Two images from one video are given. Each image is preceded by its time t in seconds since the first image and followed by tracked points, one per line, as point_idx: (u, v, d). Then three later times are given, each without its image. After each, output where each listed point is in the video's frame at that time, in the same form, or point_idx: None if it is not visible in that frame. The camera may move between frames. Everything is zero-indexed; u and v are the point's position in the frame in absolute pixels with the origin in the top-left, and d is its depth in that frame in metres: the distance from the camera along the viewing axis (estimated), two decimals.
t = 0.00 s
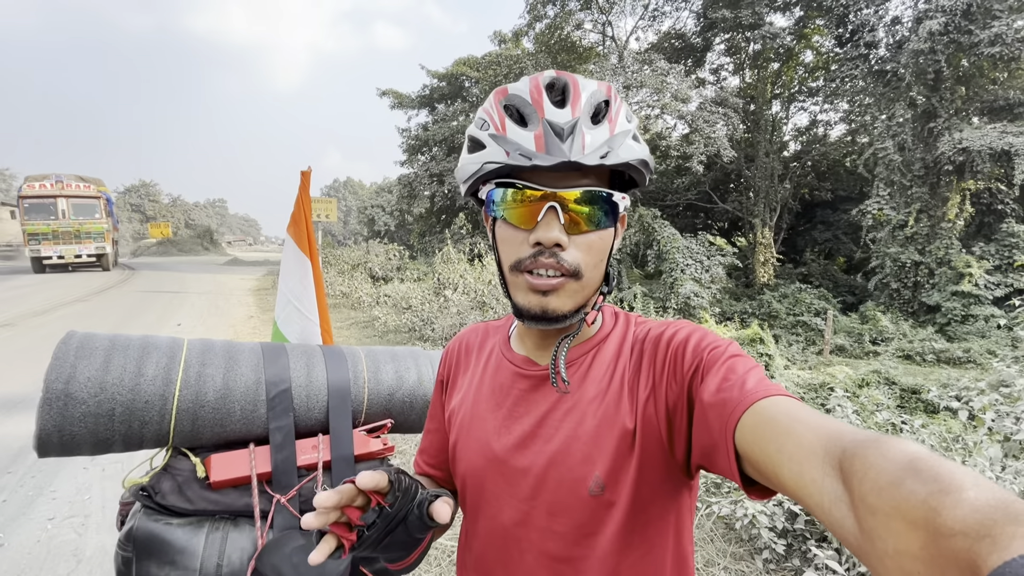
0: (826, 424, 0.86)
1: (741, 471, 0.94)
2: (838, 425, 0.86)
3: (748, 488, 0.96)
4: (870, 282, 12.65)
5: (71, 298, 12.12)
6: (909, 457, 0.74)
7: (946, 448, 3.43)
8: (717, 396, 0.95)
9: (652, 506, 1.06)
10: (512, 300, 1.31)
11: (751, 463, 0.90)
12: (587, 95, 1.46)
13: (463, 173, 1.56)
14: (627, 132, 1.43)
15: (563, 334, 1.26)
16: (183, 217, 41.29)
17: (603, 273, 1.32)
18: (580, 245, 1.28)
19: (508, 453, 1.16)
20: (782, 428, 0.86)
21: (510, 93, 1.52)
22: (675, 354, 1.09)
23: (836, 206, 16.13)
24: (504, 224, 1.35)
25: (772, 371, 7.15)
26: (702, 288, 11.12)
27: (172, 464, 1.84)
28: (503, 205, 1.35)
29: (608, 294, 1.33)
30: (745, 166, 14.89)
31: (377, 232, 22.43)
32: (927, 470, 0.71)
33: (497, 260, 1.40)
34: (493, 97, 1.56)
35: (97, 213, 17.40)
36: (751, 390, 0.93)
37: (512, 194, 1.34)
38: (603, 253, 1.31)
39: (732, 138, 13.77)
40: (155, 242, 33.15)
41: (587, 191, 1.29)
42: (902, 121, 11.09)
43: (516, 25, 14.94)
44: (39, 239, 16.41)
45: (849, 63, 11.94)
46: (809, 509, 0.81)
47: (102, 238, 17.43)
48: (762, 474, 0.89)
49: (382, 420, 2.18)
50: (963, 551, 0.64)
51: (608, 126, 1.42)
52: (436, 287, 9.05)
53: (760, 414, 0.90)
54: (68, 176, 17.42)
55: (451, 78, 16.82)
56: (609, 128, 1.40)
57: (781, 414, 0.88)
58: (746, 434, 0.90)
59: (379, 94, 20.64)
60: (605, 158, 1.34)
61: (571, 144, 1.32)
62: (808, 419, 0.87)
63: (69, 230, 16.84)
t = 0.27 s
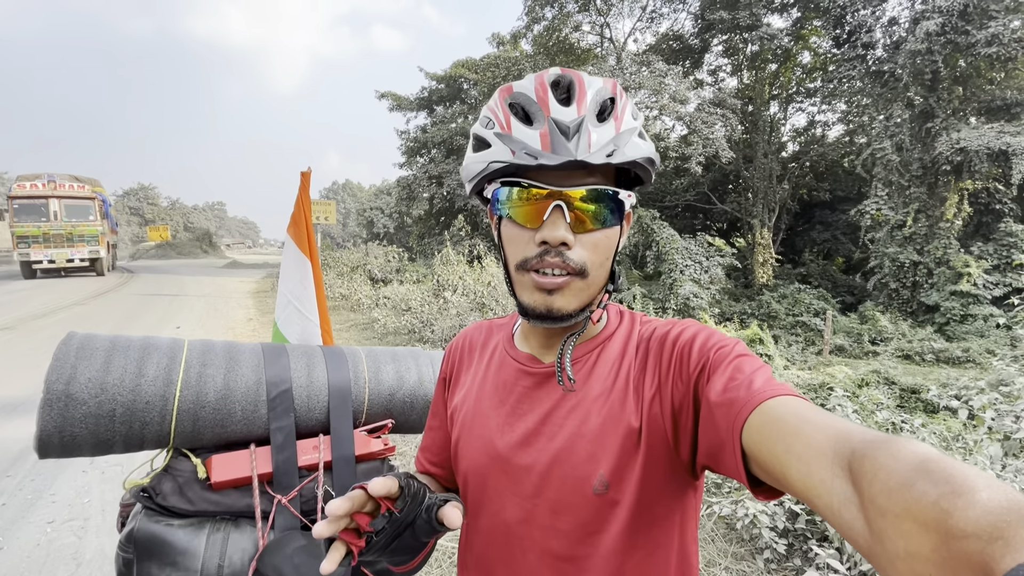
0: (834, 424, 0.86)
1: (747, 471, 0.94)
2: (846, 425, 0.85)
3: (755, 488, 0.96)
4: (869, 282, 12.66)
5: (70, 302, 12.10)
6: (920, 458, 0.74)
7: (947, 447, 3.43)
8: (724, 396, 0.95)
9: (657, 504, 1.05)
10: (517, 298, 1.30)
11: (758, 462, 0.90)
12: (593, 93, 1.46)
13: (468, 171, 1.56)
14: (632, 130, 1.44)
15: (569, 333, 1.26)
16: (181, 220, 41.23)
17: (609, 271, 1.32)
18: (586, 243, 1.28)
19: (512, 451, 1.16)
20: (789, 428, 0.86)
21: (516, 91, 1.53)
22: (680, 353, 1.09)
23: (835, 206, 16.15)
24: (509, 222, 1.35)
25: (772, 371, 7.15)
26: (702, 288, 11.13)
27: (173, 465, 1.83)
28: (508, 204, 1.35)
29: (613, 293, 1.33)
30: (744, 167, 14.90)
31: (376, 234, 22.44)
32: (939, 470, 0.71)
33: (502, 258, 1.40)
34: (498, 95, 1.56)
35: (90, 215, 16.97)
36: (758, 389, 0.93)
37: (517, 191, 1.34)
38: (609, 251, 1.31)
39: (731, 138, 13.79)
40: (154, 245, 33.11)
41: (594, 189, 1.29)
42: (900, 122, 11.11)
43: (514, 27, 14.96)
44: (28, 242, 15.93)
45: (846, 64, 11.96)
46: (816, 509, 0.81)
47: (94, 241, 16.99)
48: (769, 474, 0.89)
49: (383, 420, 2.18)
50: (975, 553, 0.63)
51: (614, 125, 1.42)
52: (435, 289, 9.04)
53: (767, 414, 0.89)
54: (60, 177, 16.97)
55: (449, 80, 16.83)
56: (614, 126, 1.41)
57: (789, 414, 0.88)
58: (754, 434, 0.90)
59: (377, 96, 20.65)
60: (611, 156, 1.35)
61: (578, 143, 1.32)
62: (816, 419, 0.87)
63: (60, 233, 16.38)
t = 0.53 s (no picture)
0: (832, 433, 0.86)
1: (745, 479, 0.94)
2: (843, 434, 0.86)
3: (753, 497, 0.96)
4: (869, 282, 12.67)
5: (70, 306, 12.09)
6: (917, 468, 0.74)
7: (948, 448, 3.43)
8: (721, 404, 0.95)
9: (655, 512, 1.06)
10: (513, 312, 1.31)
11: (755, 471, 0.90)
12: (587, 105, 1.45)
13: (464, 185, 1.56)
14: (628, 144, 1.42)
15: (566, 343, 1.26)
16: (181, 223, 41.19)
17: (605, 281, 1.33)
18: (581, 257, 1.28)
19: (510, 459, 1.17)
20: (787, 437, 0.86)
21: (509, 104, 1.51)
22: (679, 360, 1.09)
23: (834, 206, 16.17)
24: (506, 237, 1.36)
25: (773, 372, 7.14)
26: (702, 289, 11.13)
27: (174, 471, 1.83)
28: (504, 219, 1.36)
29: (610, 301, 1.33)
30: (743, 167, 14.92)
31: (376, 236, 22.46)
32: (937, 481, 0.71)
33: (500, 270, 1.41)
34: (492, 108, 1.55)
35: (86, 219, 16.51)
36: (756, 397, 0.93)
37: (513, 208, 1.34)
38: (605, 262, 1.31)
39: (730, 139, 13.81)
40: (154, 249, 33.10)
41: (590, 204, 1.29)
42: (899, 122, 11.13)
43: (513, 29, 14.99)
44: (19, 247, 15.45)
45: (844, 65, 11.98)
46: (814, 518, 0.81)
47: (89, 246, 16.53)
48: (767, 482, 0.89)
49: (383, 425, 2.18)
50: (972, 564, 0.64)
51: (610, 138, 1.40)
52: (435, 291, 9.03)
53: (764, 422, 0.90)
54: (53, 177, 16.39)
55: (448, 83, 16.85)
56: (610, 141, 1.39)
57: (786, 422, 0.88)
58: (751, 443, 0.90)
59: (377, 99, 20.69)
60: (605, 174, 1.34)
61: (571, 160, 1.31)
62: (814, 428, 0.87)
63: (53, 237, 15.89)
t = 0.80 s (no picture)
0: (829, 435, 0.87)
1: (743, 482, 0.94)
2: (839, 436, 0.86)
3: (750, 499, 0.96)
4: (869, 282, 12.66)
5: (71, 309, 12.09)
6: (915, 471, 0.74)
7: (949, 447, 3.42)
8: (718, 406, 0.95)
9: (651, 516, 1.05)
10: (512, 303, 1.32)
11: (753, 474, 0.90)
12: (598, 102, 1.47)
13: (468, 172, 1.56)
14: (635, 141, 1.44)
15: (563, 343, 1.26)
16: (181, 226, 41.19)
17: (604, 281, 1.33)
18: (583, 250, 1.29)
19: (506, 464, 1.17)
20: (784, 439, 0.86)
21: (520, 96, 1.51)
22: (674, 363, 1.09)
23: (834, 206, 16.17)
24: (507, 225, 1.36)
25: (774, 372, 7.14)
26: (702, 290, 11.12)
27: (174, 474, 1.84)
28: (507, 205, 1.36)
29: (607, 302, 1.34)
30: (743, 168, 14.93)
31: (376, 238, 22.48)
32: (934, 483, 0.71)
33: (499, 262, 1.42)
34: (502, 98, 1.56)
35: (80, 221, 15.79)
36: (752, 400, 0.93)
37: (517, 195, 1.35)
38: (606, 261, 1.32)
39: (730, 140, 13.83)
40: (155, 252, 33.12)
41: (595, 199, 1.31)
42: (898, 122, 11.13)
43: (513, 31, 15.01)
44: (9, 250, 14.70)
45: (844, 65, 11.98)
46: (812, 521, 0.81)
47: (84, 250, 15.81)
48: (764, 485, 0.89)
49: (383, 427, 2.18)
50: (970, 566, 0.64)
51: (618, 134, 1.42)
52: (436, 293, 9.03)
53: (761, 425, 0.90)
54: (46, 177, 15.63)
55: (448, 85, 16.87)
56: (618, 135, 1.41)
57: (783, 424, 0.89)
58: (749, 446, 0.90)
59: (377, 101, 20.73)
60: (614, 164, 1.35)
61: (582, 147, 1.33)
62: (810, 430, 0.87)
63: (44, 240, 15.16)
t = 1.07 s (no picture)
0: (807, 428, 0.88)
1: (723, 475, 0.95)
2: (817, 429, 0.87)
3: (732, 492, 0.97)
4: (871, 283, 12.65)
5: (74, 312, 12.12)
6: (886, 461, 0.76)
7: (948, 447, 3.43)
8: (700, 400, 0.97)
9: (634, 509, 1.07)
10: (499, 308, 1.33)
11: (732, 466, 0.92)
12: (580, 107, 1.48)
13: (454, 178, 1.58)
14: (618, 147, 1.45)
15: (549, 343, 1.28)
16: (184, 229, 41.26)
17: (592, 281, 1.34)
18: (567, 255, 1.30)
19: (494, 457, 1.19)
20: (762, 431, 0.88)
21: (502, 101, 1.54)
22: (659, 357, 1.10)
23: (836, 207, 16.17)
24: (493, 233, 1.38)
25: (775, 373, 7.15)
26: (704, 291, 11.12)
27: (175, 470, 1.86)
28: (492, 215, 1.38)
29: (595, 301, 1.35)
30: (745, 169, 14.94)
31: (378, 241, 22.53)
32: (905, 472, 0.73)
33: (486, 267, 1.44)
34: (486, 104, 1.58)
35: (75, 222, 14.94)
36: (732, 395, 0.95)
37: (501, 203, 1.36)
38: (592, 263, 1.32)
39: (731, 142, 13.84)
40: (158, 255, 33.18)
41: (579, 206, 1.31)
42: (900, 122, 11.13)
43: (514, 34, 15.05)
44: None
45: (845, 66, 12.01)
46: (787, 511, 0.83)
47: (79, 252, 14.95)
48: (744, 477, 0.91)
49: (382, 424, 2.20)
50: (935, 553, 0.65)
51: (600, 141, 1.43)
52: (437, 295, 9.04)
53: (741, 418, 0.91)
54: (38, 175, 14.71)
55: (450, 87, 16.91)
56: (600, 141, 1.42)
57: (762, 417, 0.90)
58: (729, 439, 0.92)
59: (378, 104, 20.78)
60: (595, 174, 1.36)
61: (561, 159, 1.34)
62: (789, 423, 0.89)
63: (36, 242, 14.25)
